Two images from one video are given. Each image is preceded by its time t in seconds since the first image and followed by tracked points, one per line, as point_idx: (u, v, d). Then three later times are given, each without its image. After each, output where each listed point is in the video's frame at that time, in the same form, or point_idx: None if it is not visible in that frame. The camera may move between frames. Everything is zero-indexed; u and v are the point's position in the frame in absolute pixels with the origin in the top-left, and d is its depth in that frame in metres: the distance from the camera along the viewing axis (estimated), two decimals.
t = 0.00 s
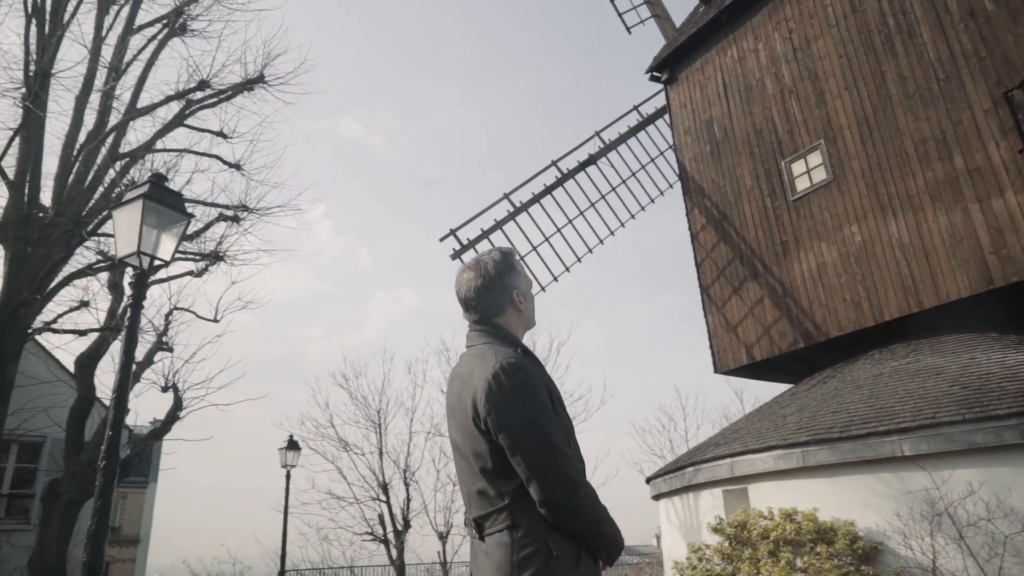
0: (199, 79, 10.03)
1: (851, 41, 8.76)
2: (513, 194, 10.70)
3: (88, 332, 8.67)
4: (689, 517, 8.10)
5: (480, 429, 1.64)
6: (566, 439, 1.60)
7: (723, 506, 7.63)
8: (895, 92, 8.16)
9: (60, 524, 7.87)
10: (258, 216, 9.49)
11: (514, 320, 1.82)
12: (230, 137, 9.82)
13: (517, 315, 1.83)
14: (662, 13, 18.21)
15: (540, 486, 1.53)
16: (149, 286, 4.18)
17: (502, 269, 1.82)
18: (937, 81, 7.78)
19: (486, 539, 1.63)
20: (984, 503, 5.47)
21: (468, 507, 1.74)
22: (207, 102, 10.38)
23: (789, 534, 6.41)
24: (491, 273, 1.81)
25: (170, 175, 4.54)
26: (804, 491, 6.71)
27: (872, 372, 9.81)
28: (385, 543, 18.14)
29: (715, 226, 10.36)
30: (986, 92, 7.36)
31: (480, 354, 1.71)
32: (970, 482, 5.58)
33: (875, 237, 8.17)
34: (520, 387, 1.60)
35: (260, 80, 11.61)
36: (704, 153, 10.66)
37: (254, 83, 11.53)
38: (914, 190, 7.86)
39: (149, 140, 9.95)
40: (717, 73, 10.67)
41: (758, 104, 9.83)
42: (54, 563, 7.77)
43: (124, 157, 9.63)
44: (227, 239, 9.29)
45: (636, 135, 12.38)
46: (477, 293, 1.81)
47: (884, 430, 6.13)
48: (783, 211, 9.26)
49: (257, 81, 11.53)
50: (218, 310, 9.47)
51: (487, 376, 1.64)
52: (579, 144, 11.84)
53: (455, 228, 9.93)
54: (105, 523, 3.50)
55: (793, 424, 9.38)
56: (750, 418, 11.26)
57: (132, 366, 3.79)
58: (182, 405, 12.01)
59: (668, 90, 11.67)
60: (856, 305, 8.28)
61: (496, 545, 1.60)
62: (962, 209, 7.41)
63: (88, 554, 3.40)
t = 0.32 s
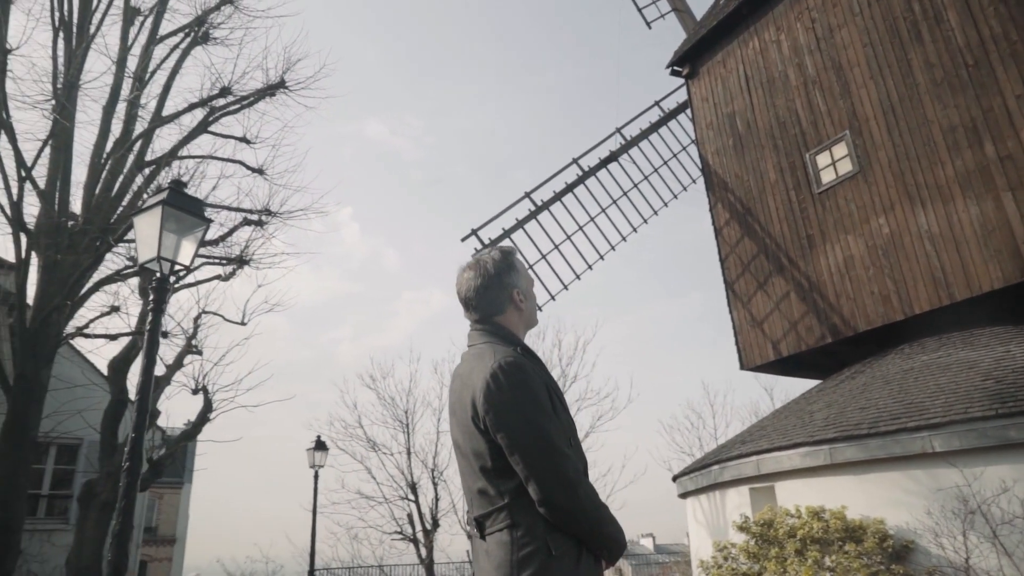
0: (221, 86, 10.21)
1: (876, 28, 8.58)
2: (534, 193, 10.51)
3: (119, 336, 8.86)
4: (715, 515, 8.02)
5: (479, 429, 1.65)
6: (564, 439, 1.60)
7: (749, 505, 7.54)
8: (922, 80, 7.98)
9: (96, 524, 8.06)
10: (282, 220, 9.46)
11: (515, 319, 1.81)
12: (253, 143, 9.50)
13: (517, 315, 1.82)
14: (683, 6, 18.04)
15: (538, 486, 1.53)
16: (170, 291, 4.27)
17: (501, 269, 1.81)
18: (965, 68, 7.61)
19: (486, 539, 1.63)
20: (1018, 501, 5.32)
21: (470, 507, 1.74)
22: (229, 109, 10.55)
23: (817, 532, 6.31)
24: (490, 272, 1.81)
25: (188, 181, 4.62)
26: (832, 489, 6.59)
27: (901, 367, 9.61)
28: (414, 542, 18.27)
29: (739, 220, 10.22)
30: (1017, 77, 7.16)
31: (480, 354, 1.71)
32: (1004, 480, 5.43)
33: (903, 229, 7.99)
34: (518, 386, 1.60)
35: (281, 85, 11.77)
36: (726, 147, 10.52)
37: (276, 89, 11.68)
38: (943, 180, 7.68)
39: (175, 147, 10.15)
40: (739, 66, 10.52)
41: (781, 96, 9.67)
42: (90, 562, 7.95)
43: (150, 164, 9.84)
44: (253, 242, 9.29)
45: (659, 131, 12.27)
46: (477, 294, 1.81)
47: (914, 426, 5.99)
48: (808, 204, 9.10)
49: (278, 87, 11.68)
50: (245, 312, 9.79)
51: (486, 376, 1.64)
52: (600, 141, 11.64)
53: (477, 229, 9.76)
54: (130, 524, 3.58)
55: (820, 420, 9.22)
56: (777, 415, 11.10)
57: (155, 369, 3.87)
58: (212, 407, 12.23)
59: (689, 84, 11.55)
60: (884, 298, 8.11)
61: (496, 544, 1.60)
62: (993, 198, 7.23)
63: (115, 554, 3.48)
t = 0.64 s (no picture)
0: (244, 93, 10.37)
1: (902, 15, 8.39)
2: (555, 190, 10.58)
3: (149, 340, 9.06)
4: (743, 514, 7.93)
5: (477, 430, 1.66)
6: (560, 439, 1.60)
7: (775, 503, 7.44)
8: (951, 68, 7.79)
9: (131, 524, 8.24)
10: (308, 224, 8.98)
11: (513, 320, 1.82)
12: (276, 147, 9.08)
13: (517, 315, 1.83)
14: None
15: (534, 487, 1.53)
16: (191, 296, 4.36)
17: (499, 269, 1.82)
18: (997, 54, 7.41)
19: (485, 539, 1.64)
20: None
21: (471, 508, 1.75)
22: (253, 114, 10.71)
23: (845, 531, 6.19)
24: (488, 272, 1.82)
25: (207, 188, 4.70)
26: (861, 487, 6.47)
27: (933, 361, 9.39)
28: (444, 541, 18.37)
29: (765, 215, 10.07)
30: None
31: (478, 354, 1.72)
32: None
33: (934, 220, 7.80)
34: (514, 387, 1.60)
35: (303, 90, 11.91)
36: (750, 140, 10.37)
37: (298, 93, 11.83)
38: (974, 169, 7.48)
39: (200, 154, 10.36)
40: (762, 58, 10.37)
41: (805, 87, 9.50)
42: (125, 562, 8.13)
43: (177, 171, 10.04)
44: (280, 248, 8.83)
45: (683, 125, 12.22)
46: (475, 295, 1.82)
47: (945, 422, 5.85)
48: (834, 197, 8.93)
49: (300, 92, 11.83)
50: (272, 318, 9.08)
51: (482, 376, 1.65)
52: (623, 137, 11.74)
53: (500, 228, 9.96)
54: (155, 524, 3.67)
55: (848, 417, 9.05)
56: (806, 412, 10.92)
57: (176, 373, 3.96)
58: (242, 408, 12.42)
59: (712, 78, 11.42)
60: (915, 292, 7.93)
61: (494, 545, 1.60)
62: None
63: (139, 554, 3.56)
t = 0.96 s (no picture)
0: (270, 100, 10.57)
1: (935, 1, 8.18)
2: (580, 189, 10.31)
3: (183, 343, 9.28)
4: (776, 513, 7.80)
5: (479, 436, 1.66)
6: (561, 442, 1.59)
7: (808, 502, 7.30)
8: (987, 53, 7.57)
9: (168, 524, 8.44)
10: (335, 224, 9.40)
11: (516, 324, 1.81)
12: (303, 151, 9.39)
13: (520, 318, 1.83)
14: None
15: (535, 492, 1.53)
16: (214, 301, 4.44)
17: (501, 272, 1.82)
18: None
19: (489, 543, 1.64)
20: None
21: (476, 512, 1.76)
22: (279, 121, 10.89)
23: (880, 532, 6.05)
24: (489, 276, 1.82)
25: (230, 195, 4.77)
26: (897, 486, 6.31)
27: (973, 356, 9.11)
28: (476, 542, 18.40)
29: (795, 209, 9.87)
30: None
31: (479, 359, 1.72)
32: None
33: (970, 211, 7.58)
34: (514, 392, 1.60)
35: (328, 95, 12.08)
36: (779, 134, 10.18)
37: (323, 99, 12.00)
38: (1012, 157, 7.25)
39: (229, 160, 10.58)
40: (789, 50, 10.18)
41: (835, 77, 9.29)
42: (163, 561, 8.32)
43: (207, 178, 10.28)
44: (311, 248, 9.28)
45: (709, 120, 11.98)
46: (477, 299, 1.82)
47: (983, 419, 5.66)
48: (867, 189, 8.72)
49: (325, 97, 11.99)
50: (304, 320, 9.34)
51: (483, 381, 1.65)
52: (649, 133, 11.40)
53: (526, 228, 9.47)
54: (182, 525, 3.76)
55: (883, 414, 8.84)
56: (841, 410, 10.67)
57: (200, 376, 4.04)
58: (275, 410, 12.62)
59: (739, 71, 11.25)
60: (952, 285, 7.70)
61: (497, 550, 1.60)
62: None
63: (167, 555, 3.65)
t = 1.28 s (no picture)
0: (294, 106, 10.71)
1: None
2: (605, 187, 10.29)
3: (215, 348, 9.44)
4: (808, 513, 7.66)
5: (480, 442, 1.65)
6: (563, 447, 1.57)
7: (842, 502, 7.14)
8: None
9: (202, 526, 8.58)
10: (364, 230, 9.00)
11: (518, 328, 1.80)
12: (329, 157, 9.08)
13: (522, 323, 1.81)
14: None
15: (535, 498, 1.51)
16: (235, 307, 4.51)
17: (502, 276, 1.81)
18: None
19: (492, 550, 1.63)
20: None
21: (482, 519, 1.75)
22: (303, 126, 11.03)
23: (915, 532, 5.87)
24: (491, 281, 1.81)
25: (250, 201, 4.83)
26: (933, 486, 6.14)
27: (1013, 351, 8.81)
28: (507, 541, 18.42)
29: (825, 203, 9.64)
30: None
31: (480, 364, 1.71)
32: None
33: (1008, 201, 7.34)
34: (514, 397, 1.59)
35: (352, 100, 12.18)
36: (808, 126, 9.96)
37: (347, 103, 12.09)
38: None
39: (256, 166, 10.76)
40: (817, 41, 9.96)
41: (865, 68, 9.07)
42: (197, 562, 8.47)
43: (235, 184, 10.47)
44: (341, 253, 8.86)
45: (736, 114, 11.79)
46: (479, 303, 1.81)
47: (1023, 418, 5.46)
48: (899, 181, 8.50)
49: (349, 101, 12.08)
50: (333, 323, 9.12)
51: (484, 387, 1.64)
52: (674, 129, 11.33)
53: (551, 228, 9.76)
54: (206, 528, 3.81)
55: (918, 412, 8.60)
56: (875, 407, 10.41)
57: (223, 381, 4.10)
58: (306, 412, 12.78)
59: (766, 64, 11.05)
60: (989, 278, 7.46)
61: (500, 556, 1.58)
62: None
63: (192, 558, 3.71)
